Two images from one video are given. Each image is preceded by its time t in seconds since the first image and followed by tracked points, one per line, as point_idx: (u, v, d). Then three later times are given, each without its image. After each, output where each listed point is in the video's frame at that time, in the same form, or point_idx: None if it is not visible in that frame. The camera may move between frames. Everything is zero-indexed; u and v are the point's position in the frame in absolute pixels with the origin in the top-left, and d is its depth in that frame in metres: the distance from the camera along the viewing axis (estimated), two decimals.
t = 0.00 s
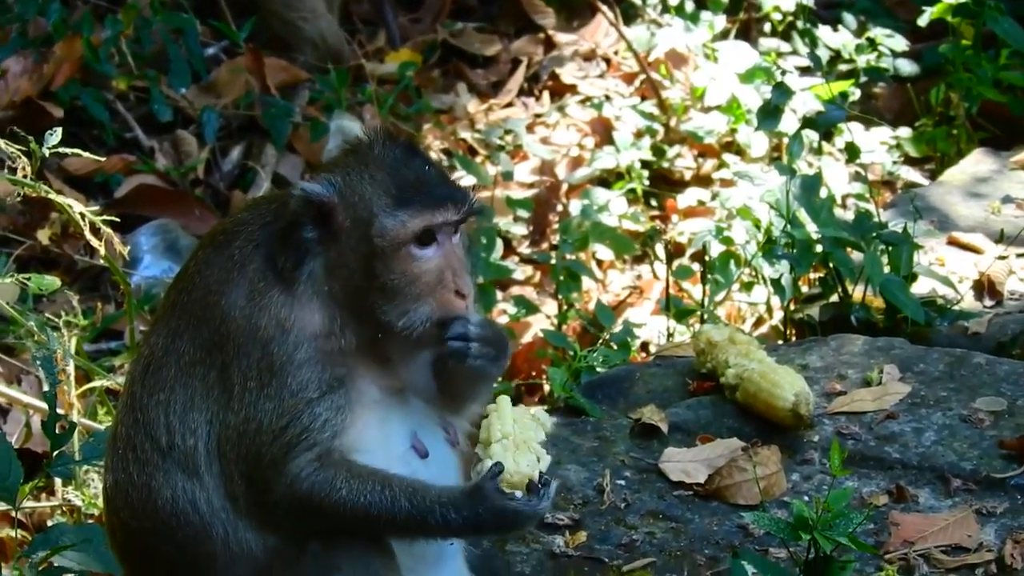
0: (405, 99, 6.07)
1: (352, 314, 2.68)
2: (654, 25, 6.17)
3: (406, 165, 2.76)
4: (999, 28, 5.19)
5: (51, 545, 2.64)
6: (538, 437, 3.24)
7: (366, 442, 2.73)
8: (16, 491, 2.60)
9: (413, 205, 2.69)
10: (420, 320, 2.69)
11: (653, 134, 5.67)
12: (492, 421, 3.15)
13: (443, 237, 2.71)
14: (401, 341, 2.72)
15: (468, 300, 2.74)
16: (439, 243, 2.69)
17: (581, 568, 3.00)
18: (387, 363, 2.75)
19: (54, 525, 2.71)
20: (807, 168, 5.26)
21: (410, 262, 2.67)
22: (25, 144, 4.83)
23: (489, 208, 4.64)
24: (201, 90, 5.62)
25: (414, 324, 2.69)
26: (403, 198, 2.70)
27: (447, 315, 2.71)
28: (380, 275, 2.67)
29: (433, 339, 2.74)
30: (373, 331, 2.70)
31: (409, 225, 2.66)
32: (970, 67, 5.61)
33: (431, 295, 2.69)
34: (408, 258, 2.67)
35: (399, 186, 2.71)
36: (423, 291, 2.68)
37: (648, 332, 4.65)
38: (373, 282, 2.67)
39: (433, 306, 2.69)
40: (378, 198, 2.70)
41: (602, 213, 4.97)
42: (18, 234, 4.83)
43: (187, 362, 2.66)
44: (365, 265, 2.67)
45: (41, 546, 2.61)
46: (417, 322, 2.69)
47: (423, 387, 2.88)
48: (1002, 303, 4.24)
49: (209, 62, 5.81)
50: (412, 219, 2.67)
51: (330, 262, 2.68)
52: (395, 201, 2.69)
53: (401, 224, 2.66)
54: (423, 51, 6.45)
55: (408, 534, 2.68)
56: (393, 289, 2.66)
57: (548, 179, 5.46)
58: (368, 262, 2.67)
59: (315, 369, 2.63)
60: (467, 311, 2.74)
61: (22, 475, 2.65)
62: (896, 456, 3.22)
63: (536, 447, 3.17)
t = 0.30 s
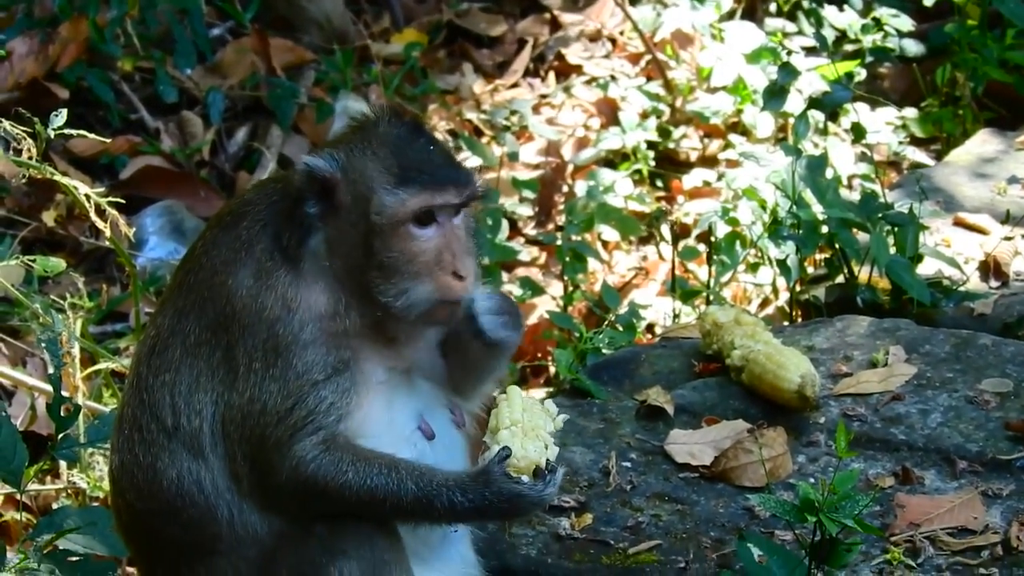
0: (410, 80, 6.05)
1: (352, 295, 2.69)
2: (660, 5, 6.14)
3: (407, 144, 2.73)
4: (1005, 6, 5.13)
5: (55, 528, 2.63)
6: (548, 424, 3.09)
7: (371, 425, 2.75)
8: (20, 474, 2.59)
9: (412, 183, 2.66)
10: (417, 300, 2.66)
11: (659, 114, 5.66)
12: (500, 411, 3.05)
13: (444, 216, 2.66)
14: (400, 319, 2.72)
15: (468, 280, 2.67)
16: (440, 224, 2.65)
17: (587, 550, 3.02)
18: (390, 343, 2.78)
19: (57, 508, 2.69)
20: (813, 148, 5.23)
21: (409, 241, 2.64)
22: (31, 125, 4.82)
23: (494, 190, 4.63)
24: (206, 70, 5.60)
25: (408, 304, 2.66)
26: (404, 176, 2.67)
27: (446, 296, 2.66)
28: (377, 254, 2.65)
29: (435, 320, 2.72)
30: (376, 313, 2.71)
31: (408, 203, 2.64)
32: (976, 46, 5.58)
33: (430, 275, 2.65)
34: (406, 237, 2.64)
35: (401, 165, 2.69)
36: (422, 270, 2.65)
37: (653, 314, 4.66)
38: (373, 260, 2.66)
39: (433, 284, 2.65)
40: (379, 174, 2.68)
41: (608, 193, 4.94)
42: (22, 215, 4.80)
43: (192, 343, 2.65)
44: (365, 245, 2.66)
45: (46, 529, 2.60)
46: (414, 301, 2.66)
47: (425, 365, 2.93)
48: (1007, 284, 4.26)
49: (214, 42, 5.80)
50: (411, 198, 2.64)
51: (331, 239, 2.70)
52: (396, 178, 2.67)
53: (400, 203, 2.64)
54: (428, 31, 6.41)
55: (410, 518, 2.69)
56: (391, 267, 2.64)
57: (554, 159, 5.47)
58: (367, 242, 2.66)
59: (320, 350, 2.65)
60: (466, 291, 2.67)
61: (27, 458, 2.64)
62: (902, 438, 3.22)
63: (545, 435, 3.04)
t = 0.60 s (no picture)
0: (416, 75, 6.05)
1: (318, 287, 2.66)
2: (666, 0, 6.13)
3: (379, 135, 2.70)
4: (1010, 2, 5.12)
5: (61, 523, 2.64)
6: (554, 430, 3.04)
7: (375, 424, 2.76)
8: (25, 470, 2.59)
9: (375, 174, 2.65)
10: (373, 291, 2.65)
11: (665, 109, 5.65)
12: (505, 414, 3.02)
13: (406, 211, 2.65)
14: (375, 309, 2.70)
15: (427, 278, 2.64)
16: (401, 218, 2.65)
17: (594, 546, 3.01)
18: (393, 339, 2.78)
19: (63, 503, 2.70)
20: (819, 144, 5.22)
21: (366, 232, 2.64)
22: (37, 120, 4.82)
23: (501, 185, 4.63)
24: (211, 65, 5.60)
25: (364, 295, 2.65)
26: (365, 165, 2.66)
27: (403, 291, 2.64)
28: (338, 245, 2.65)
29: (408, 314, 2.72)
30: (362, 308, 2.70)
31: (365, 195, 2.63)
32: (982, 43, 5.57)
33: (388, 268, 2.64)
34: (365, 229, 2.64)
35: (363, 155, 2.67)
36: (382, 262, 2.64)
37: (660, 310, 4.65)
38: (330, 249, 2.66)
39: (389, 278, 2.64)
40: (342, 163, 2.68)
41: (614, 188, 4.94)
42: (28, 210, 4.81)
43: (197, 337, 2.66)
44: (328, 238, 2.66)
45: (50, 525, 2.60)
46: (369, 292, 2.65)
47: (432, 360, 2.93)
48: (1014, 280, 4.22)
49: (220, 37, 5.80)
50: (367, 188, 2.63)
51: (304, 229, 2.68)
52: (357, 167, 2.66)
53: (355, 191, 2.63)
54: (434, 26, 6.41)
55: (411, 519, 2.70)
56: (350, 257, 2.64)
57: (560, 154, 5.47)
58: (329, 233, 2.66)
59: (322, 347, 2.66)
60: (423, 291, 2.64)
61: (32, 453, 2.64)
62: (908, 435, 3.22)
63: (551, 440, 2.99)
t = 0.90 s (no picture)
0: (422, 75, 6.05)
1: (310, 286, 2.68)
2: None
3: (373, 136, 2.67)
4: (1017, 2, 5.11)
5: (67, 523, 2.65)
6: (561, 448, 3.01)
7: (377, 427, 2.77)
8: (31, 469, 2.61)
9: (366, 172, 2.63)
10: (364, 291, 2.65)
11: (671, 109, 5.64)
12: (513, 425, 2.98)
13: (397, 210, 2.64)
14: (369, 307, 2.71)
15: (417, 279, 2.64)
16: (391, 217, 2.64)
17: (598, 546, 3.01)
18: (394, 339, 2.78)
19: (68, 503, 2.71)
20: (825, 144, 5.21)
21: (358, 232, 2.64)
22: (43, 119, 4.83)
23: (506, 184, 4.63)
24: (218, 65, 5.61)
25: (357, 295, 2.65)
26: (356, 164, 2.64)
27: (393, 290, 2.65)
28: (329, 244, 2.65)
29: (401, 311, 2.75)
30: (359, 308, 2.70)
31: (355, 195, 2.62)
32: (987, 42, 5.56)
33: (377, 268, 2.64)
34: (356, 229, 2.64)
35: (354, 155, 2.65)
36: (371, 262, 2.64)
37: (665, 310, 4.65)
38: (322, 247, 2.66)
39: (379, 278, 2.65)
40: (334, 162, 2.67)
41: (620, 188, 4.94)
42: (33, 210, 4.82)
43: (200, 334, 2.67)
44: (322, 240, 2.66)
45: (56, 525, 2.62)
46: (360, 292, 2.65)
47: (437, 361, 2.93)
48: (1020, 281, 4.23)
49: (226, 36, 5.80)
50: (357, 188, 2.62)
51: (297, 229, 2.70)
52: (349, 167, 2.64)
53: (346, 191, 2.63)
54: (441, 26, 6.42)
55: (413, 523, 2.70)
56: (341, 257, 2.64)
57: (566, 154, 5.47)
58: (321, 233, 2.66)
59: (324, 349, 2.67)
60: (415, 290, 2.65)
61: (38, 453, 2.65)
62: (913, 435, 3.21)
63: (557, 454, 2.95)
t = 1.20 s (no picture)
0: (424, 77, 6.06)
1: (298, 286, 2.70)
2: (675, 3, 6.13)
3: (352, 138, 2.70)
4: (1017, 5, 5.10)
5: (67, 525, 2.63)
6: (564, 460, 3.00)
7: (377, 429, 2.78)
8: (32, 472, 2.61)
9: (344, 170, 2.66)
10: (340, 292, 2.67)
11: (673, 112, 5.64)
12: (516, 436, 2.99)
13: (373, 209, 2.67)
14: (352, 309, 2.72)
15: (390, 280, 2.67)
16: (366, 216, 2.67)
17: (599, 549, 3.01)
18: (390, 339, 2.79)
19: (69, 505, 2.69)
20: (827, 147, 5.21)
21: (335, 233, 2.66)
22: (45, 122, 4.83)
23: (507, 187, 4.63)
24: (219, 67, 5.62)
25: (334, 295, 2.67)
26: (331, 164, 2.68)
27: (369, 292, 2.68)
28: (310, 245, 2.68)
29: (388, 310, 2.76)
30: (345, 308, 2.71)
31: (327, 194, 2.66)
32: (989, 46, 5.56)
33: (354, 268, 2.66)
34: (334, 229, 2.67)
35: (330, 156, 2.69)
36: (349, 262, 2.66)
37: (667, 313, 4.65)
38: (302, 247, 2.68)
39: (356, 279, 2.66)
40: (313, 162, 2.72)
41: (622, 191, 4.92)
42: (36, 212, 4.81)
43: (200, 332, 2.68)
44: (304, 242, 2.68)
45: (57, 527, 2.59)
46: (338, 292, 2.67)
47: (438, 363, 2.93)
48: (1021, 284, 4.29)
49: (228, 39, 5.81)
50: (329, 187, 2.65)
51: (286, 229, 2.72)
52: (325, 167, 2.68)
53: (321, 191, 2.66)
54: (444, 29, 6.43)
55: (414, 527, 2.70)
56: (320, 257, 2.67)
57: (568, 157, 5.46)
58: (301, 232, 2.69)
59: (324, 351, 2.68)
60: (387, 290, 2.68)
61: (38, 456, 2.65)
62: (914, 438, 3.21)
63: (559, 464, 2.94)
